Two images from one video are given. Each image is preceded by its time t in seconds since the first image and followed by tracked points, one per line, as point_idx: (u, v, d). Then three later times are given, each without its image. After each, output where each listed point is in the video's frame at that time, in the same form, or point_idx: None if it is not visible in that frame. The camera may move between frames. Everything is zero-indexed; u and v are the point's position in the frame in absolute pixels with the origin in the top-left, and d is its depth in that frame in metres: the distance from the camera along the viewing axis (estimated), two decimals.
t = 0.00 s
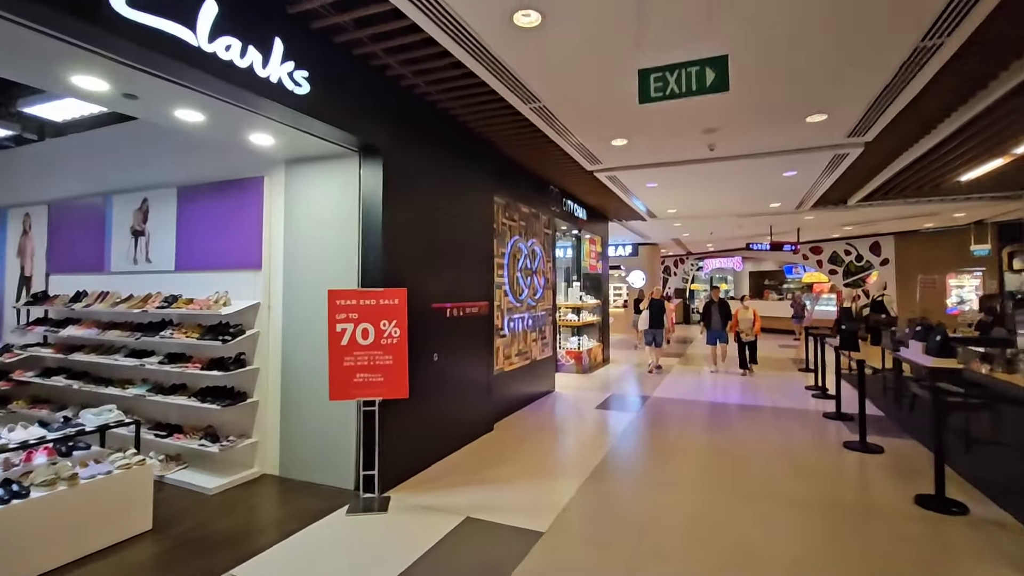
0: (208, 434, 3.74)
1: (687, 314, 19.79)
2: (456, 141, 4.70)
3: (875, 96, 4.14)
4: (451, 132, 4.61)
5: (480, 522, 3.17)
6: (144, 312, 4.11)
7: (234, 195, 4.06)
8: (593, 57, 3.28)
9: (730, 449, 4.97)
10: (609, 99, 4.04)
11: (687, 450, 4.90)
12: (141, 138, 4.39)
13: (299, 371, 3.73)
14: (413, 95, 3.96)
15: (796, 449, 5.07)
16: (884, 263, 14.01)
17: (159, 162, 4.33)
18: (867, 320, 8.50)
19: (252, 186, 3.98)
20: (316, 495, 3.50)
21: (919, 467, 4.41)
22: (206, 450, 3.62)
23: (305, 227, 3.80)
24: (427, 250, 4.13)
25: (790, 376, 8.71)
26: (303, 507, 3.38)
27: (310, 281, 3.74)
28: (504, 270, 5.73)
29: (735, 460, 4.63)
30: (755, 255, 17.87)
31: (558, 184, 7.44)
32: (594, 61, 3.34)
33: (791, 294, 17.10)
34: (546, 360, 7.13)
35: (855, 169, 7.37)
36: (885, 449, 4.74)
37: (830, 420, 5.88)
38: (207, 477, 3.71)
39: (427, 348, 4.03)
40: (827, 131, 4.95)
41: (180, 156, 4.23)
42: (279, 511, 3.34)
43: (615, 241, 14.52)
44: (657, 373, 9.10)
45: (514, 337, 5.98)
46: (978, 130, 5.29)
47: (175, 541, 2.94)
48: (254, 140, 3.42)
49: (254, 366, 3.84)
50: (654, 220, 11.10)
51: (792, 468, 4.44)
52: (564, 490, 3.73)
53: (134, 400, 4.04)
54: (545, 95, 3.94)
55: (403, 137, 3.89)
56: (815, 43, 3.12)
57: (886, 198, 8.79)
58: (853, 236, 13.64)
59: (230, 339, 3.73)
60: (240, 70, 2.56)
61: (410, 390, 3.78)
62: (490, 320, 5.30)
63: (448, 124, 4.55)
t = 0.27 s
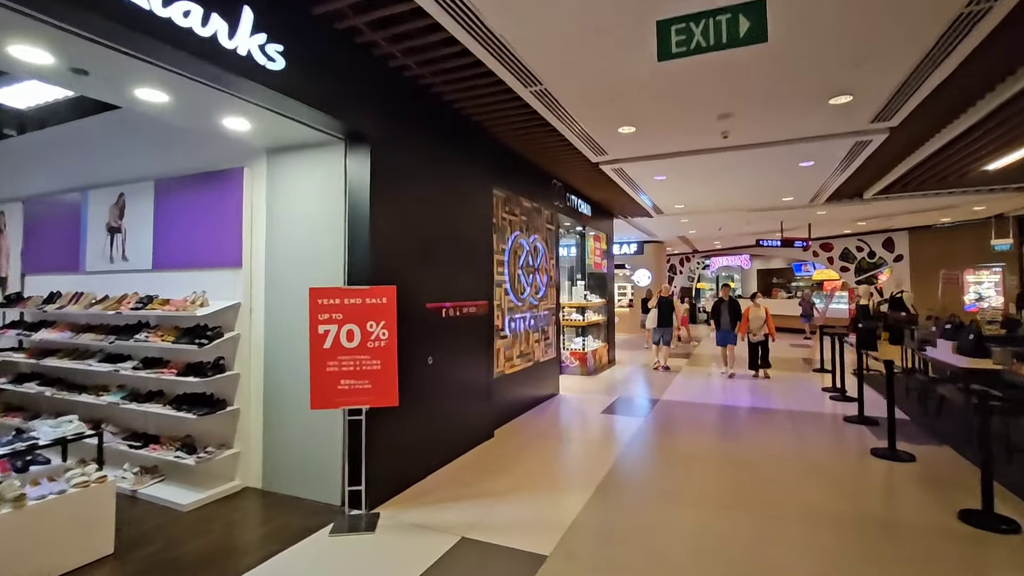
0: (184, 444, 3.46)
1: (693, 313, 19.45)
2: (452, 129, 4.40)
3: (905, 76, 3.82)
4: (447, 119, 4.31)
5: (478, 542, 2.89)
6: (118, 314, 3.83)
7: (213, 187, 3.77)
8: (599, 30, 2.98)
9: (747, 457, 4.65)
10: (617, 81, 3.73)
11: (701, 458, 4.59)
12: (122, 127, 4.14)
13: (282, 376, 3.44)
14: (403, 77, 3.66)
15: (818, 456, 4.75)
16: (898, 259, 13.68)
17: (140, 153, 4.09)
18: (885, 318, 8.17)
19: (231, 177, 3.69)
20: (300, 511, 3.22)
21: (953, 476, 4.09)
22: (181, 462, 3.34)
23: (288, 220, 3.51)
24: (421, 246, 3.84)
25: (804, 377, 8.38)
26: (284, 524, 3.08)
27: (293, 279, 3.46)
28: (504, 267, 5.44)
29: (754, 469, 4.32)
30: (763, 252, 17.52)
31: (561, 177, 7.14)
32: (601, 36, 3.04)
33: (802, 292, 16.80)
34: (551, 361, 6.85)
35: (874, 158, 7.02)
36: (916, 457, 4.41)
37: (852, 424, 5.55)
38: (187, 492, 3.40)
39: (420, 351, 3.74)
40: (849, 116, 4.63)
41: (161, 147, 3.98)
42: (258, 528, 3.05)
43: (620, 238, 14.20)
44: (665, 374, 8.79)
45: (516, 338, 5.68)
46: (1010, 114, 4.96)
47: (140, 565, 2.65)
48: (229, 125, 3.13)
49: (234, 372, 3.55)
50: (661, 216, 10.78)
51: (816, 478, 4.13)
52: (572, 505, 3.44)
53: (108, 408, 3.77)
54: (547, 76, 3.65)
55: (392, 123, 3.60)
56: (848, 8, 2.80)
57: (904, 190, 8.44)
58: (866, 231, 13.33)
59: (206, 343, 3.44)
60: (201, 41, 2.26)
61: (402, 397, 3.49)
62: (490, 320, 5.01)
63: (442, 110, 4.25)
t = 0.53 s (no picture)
0: (152, 458, 3.16)
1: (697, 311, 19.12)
2: (446, 114, 4.09)
3: (941, 49, 3.48)
4: (440, 102, 4.00)
5: (472, 567, 2.58)
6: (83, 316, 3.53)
7: (184, 177, 3.46)
8: None
9: (764, 465, 4.34)
10: (624, 55, 3.42)
11: (715, 466, 4.28)
12: (91, 114, 3.85)
13: (259, 382, 3.14)
14: (391, 54, 3.35)
15: (840, 464, 4.43)
16: (909, 255, 13.34)
17: (111, 140, 3.79)
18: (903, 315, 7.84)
19: (204, 165, 3.38)
20: (277, 531, 2.92)
21: (991, 486, 3.77)
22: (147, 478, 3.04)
23: (264, 210, 3.21)
24: (411, 239, 3.53)
25: (817, 378, 8.06)
26: (258, 547, 2.78)
27: (271, 275, 3.15)
28: (503, 264, 5.13)
29: (773, 478, 4.00)
30: (769, 249, 17.18)
31: (564, 169, 6.83)
32: None
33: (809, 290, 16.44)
34: (553, 362, 6.54)
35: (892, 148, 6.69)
36: (948, 466, 4.08)
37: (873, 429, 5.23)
38: (153, 512, 3.09)
39: (410, 353, 3.43)
40: (873, 98, 4.31)
41: (131, 133, 3.69)
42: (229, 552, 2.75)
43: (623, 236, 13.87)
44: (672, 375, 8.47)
45: (516, 339, 5.37)
46: None
47: None
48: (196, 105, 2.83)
49: (208, 376, 3.26)
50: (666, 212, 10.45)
51: (841, 489, 3.81)
52: (578, 525, 3.12)
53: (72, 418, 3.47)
54: (549, 51, 3.33)
55: (379, 104, 3.29)
56: None
57: (921, 182, 8.10)
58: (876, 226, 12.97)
59: (174, 347, 3.13)
60: None
61: (390, 405, 3.19)
62: (488, 320, 4.70)
63: (434, 93, 3.94)
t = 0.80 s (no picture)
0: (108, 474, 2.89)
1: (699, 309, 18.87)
2: (434, 99, 3.81)
3: (973, 29, 3.18)
4: (426, 85, 3.70)
5: None
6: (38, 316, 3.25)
7: (146, 164, 3.18)
8: None
9: (774, 475, 4.07)
10: (626, 33, 3.12)
11: (723, 477, 4.01)
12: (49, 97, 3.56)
13: (227, 389, 2.87)
14: (369, 29, 3.05)
15: (854, 474, 4.16)
16: (916, 252, 13.04)
17: (69, 127, 3.52)
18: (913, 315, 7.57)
19: (167, 150, 3.09)
20: (243, 554, 2.65)
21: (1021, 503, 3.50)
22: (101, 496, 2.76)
23: (230, 201, 2.93)
24: (392, 232, 3.25)
25: (824, 380, 7.79)
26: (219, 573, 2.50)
27: (239, 272, 2.88)
28: (497, 260, 4.85)
29: (785, 492, 3.74)
30: (772, 246, 16.90)
31: (562, 162, 6.53)
32: None
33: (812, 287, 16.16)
34: (550, 363, 6.27)
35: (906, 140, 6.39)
36: (973, 479, 3.81)
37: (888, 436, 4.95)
38: (108, 532, 2.81)
39: (392, 357, 3.15)
40: (893, 84, 4.02)
41: (90, 118, 3.39)
42: None
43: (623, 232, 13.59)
44: (674, 376, 8.20)
45: (511, 340, 5.09)
46: None
47: None
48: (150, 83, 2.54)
49: (172, 382, 2.99)
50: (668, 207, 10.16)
51: (858, 505, 3.54)
52: (577, 547, 2.86)
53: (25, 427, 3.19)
54: (543, 29, 3.03)
55: (358, 84, 3.01)
56: None
57: (933, 176, 7.80)
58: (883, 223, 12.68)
59: (131, 351, 2.85)
60: None
61: (368, 415, 2.91)
62: (480, 319, 4.42)
63: (420, 75, 3.65)
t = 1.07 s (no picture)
0: (44, 487, 2.61)
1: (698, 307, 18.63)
2: (416, 79, 3.52)
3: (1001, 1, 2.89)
4: (406, 63, 3.40)
5: None
6: None
7: (91, 144, 2.88)
8: None
9: (780, 486, 3.79)
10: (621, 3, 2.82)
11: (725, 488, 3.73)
12: None
13: (176, 394, 2.59)
14: None
15: (864, 484, 3.89)
16: (919, 250, 12.79)
17: (8, 105, 3.19)
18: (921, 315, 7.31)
19: (113, 127, 2.79)
20: None
21: None
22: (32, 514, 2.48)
23: (182, 185, 2.64)
24: (366, 222, 2.96)
25: (829, 381, 7.53)
26: None
27: (190, 263, 2.59)
28: (486, 255, 4.56)
29: (792, 505, 3.46)
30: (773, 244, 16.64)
31: (556, 153, 6.23)
32: None
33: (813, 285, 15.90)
34: (543, 363, 5.99)
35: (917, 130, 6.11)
36: (995, 494, 3.53)
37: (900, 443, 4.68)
38: (39, 555, 2.51)
39: (362, 361, 2.86)
40: (909, 66, 3.73)
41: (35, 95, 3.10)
42: None
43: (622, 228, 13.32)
44: (672, 376, 7.92)
45: (501, 340, 4.80)
46: None
47: None
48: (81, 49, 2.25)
49: (118, 385, 2.70)
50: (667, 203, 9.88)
51: (872, 521, 3.27)
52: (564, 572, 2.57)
53: None
54: None
55: (325, 56, 2.71)
56: None
57: (942, 170, 7.53)
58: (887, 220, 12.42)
59: (69, 352, 2.55)
60: None
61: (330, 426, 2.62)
62: (466, 318, 4.14)
63: (399, 51, 3.35)
